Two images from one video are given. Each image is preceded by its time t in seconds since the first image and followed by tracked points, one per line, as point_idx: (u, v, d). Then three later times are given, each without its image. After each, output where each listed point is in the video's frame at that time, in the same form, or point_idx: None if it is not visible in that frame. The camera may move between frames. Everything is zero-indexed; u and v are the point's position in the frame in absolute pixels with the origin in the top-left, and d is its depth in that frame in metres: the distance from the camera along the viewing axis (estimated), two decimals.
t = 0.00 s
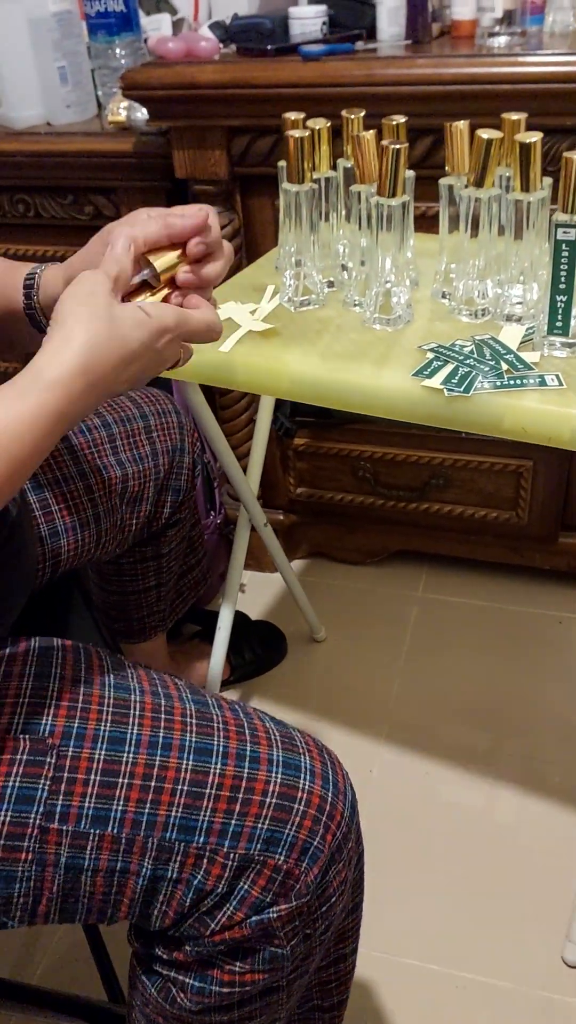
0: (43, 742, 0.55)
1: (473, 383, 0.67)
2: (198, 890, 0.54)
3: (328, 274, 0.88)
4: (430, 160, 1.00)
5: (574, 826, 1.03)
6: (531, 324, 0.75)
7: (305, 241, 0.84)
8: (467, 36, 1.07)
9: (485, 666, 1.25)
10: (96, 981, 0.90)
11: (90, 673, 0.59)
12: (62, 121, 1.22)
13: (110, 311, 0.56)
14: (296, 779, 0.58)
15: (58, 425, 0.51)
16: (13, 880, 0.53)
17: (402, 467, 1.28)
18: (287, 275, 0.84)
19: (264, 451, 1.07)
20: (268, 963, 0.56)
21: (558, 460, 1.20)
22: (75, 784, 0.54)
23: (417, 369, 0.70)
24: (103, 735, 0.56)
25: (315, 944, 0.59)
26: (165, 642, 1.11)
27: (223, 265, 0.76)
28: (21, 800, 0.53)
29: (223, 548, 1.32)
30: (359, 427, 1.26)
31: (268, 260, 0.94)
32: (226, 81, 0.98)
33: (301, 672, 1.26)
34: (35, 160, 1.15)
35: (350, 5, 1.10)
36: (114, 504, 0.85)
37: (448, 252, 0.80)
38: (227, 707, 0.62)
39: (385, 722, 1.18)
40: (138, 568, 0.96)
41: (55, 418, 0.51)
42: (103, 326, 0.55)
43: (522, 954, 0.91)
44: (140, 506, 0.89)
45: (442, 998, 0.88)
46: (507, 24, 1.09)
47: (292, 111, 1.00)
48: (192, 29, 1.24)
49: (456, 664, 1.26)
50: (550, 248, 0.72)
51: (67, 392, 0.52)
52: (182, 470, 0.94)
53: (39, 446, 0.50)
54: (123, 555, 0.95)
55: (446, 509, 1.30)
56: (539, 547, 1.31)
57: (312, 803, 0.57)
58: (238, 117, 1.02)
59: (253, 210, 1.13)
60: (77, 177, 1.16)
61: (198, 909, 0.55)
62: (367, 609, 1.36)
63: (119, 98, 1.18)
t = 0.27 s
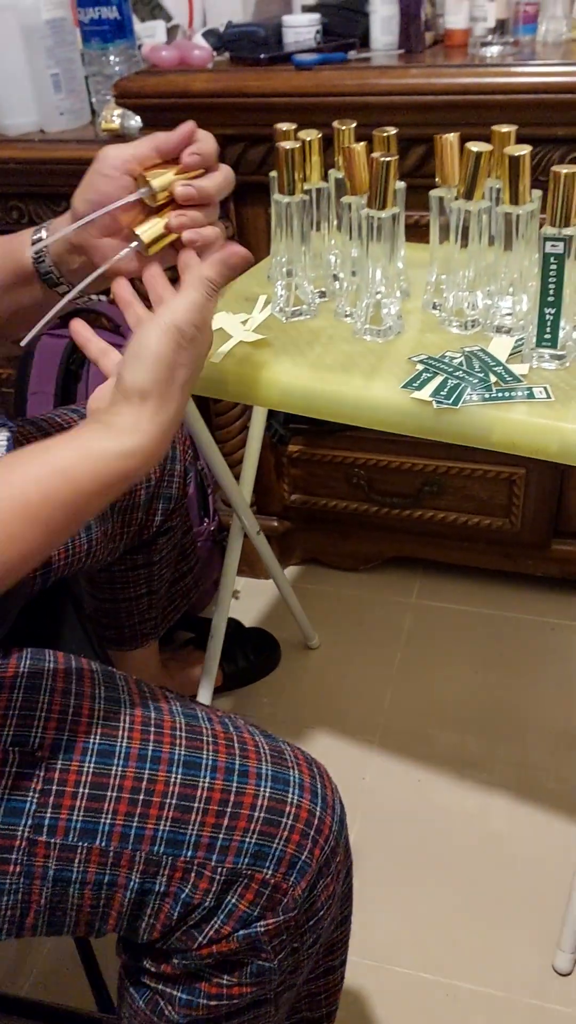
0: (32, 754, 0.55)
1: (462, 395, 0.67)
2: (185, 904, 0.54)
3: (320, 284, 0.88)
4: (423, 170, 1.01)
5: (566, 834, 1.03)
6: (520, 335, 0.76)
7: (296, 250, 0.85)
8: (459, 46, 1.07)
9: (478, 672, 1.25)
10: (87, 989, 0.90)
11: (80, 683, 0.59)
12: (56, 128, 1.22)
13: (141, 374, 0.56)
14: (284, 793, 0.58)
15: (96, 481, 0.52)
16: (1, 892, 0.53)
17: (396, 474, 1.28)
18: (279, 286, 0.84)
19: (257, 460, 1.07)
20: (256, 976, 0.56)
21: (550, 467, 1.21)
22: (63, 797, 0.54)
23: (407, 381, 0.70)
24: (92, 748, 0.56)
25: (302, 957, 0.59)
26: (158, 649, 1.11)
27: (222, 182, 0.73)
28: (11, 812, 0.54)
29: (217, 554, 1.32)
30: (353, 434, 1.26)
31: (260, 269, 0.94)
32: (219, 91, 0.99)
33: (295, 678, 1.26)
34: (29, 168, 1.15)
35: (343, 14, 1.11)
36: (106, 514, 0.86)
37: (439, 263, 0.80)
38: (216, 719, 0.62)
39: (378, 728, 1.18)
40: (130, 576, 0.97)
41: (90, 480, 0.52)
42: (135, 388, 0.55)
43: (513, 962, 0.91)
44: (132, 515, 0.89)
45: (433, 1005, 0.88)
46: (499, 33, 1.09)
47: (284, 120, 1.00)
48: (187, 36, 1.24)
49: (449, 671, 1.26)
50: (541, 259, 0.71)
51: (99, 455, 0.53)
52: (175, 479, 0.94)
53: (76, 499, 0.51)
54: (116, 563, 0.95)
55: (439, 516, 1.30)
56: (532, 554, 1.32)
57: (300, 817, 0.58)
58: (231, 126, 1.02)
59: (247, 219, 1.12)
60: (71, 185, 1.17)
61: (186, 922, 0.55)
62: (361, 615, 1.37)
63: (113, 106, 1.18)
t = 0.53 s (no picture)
0: (23, 758, 0.54)
1: (452, 401, 0.67)
2: (173, 912, 0.54)
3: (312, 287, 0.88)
4: (415, 174, 1.00)
5: (558, 839, 1.03)
6: (511, 340, 0.75)
7: (287, 254, 0.84)
8: (452, 50, 1.07)
9: (471, 676, 1.25)
10: (78, 996, 0.89)
11: (72, 689, 0.59)
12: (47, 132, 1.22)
13: (102, 285, 0.58)
14: (273, 802, 0.58)
15: (66, 376, 0.54)
16: None
17: (389, 478, 1.28)
18: (270, 289, 0.84)
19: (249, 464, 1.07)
20: (243, 985, 0.56)
21: (543, 472, 1.21)
22: (53, 801, 0.54)
23: (398, 386, 0.70)
24: (82, 753, 0.56)
25: (291, 967, 0.59)
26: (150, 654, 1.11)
27: (204, 269, 0.70)
28: None
29: (210, 558, 1.32)
30: (345, 438, 1.26)
31: (252, 274, 0.94)
32: (211, 95, 0.99)
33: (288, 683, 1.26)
34: (21, 171, 1.15)
35: (336, 18, 1.11)
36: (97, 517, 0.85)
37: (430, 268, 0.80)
38: (207, 727, 0.61)
39: (371, 733, 1.17)
40: (121, 580, 0.96)
41: (62, 380, 0.53)
42: (99, 293, 0.58)
43: (505, 967, 0.91)
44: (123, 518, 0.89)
45: (425, 1011, 0.88)
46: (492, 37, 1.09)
47: (276, 124, 1.00)
48: (179, 41, 1.24)
49: (442, 675, 1.25)
50: (530, 265, 0.71)
51: (69, 348, 0.54)
52: (167, 483, 0.94)
53: (51, 391, 0.53)
54: (107, 567, 0.95)
55: (432, 520, 1.30)
56: (525, 558, 1.31)
57: (289, 826, 0.57)
58: (223, 130, 1.02)
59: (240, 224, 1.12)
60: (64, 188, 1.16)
61: (173, 930, 0.55)
62: (354, 619, 1.36)
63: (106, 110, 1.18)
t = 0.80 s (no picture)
0: (18, 759, 0.54)
1: (447, 401, 0.67)
2: (169, 914, 0.54)
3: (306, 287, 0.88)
4: (409, 174, 1.00)
5: (552, 839, 1.03)
6: (505, 340, 0.76)
7: (282, 254, 0.84)
8: (446, 51, 1.07)
9: (465, 677, 1.25)
10: (71, 998, 0.89)
11: (68, 691, 0.59)
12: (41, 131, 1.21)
13: (114, 350, 0.51)
14: (270, 804, 0.58)
15: (58, 455, 0.47)
16: None
17: (383, 479, 1.28)
18: (265, 289, 0.84)
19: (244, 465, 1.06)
20: (238, 987, 0.56)
21: (537, 473, 1.21)
22: (49, 803, 0.53)
23: (393, 386, 0.70)
24: (78, 754, 0.55)
25: (286, 969, 0.58)
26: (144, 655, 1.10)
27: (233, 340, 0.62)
28: None
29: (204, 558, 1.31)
30: (340, 438, 1.26)
31: (247, 274, 0.94)
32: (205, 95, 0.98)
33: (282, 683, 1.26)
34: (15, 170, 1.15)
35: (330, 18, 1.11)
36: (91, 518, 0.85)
37: (425, 268, 0.80)
38: (202, 728, 0.61)
39: (365, 733, 1.17)
40: (115, 580, 0.96)
41: (54, 450, 0.47)
42: (106, 363, 0.50)
43: (500, 967, 0.91)
44: (117, 518, 0.88)
45: (420, 1011, 0.88)
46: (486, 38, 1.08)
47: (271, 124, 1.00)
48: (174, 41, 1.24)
49: (436, 676, 1.25)
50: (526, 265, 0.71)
51: (65, 419, 0.48)
52: (161, 483, 0.94)
53: (44, 468, 0.46)
54: (101, 566, 0.94)
55: (426, 521, 1.30)
56: (518, 559, 1.32)
57: (285, 828, 0.57)
58: (218, 130, 1.02)
59: (234, 223, 1.12)
60: (57, 187, 1.16)
61: (168, 932, 0.54)
62: (349, 620, 1.36)
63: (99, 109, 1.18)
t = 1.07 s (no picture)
0: (10, 763, 0.54)
1: (441, 402, 0.67)
2: (160, 919, 0.54)
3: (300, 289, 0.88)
4: (403, 175, 1.01)
5: (546, 840, 1.03)
6: (499, 342, 0.76)
7: (275, 255, 0.84)
8: (440, 53, 1.06)
9: (458, 677, 1.25)
10: (63, 1002, 0.88)
11: (61, 693, 0.58)
12: (35, 132, 1.21)
13: (85, 538, 0.51)
14: (262, 808, 0.58)
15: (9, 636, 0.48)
16: None
17: (377, 480, 1.28)
18: (259, 291, 0.84)
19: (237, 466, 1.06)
20: (230, 992, 0.55)
21: (530, 474, 1.21)
22: (40, 807, 0.53)
23: (387, 387, 0.70)
24: (70, 757, 0.55)
25: (278, 974, 0.58)
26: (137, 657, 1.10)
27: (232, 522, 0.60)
28: None
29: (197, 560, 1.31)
30: (333, 440, 1.26)
31: (241, 274, 0.94)
32: (199, 95, 0.98)
33: (275, 685, 1.25)
34: (8, 170, 1.15)
35: (324, 19, 1.11)
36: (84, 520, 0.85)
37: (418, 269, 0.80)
38: (196, 731, 0.61)
39: (358, 733, 1.17)
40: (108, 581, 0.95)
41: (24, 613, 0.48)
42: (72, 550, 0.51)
43: (494, 968, 0.91)
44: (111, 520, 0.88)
45: (414, 1013, 0.88)
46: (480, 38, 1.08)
47: (264, 125, 1.00)
48: (168, 41, 1.24)
49: (430, 678, 1.25)
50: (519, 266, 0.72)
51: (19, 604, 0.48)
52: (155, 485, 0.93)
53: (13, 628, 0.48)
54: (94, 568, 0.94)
55: (420, 522, 1.30)
56: (512, 560, 1.32)
57: (277, 832, 0.57)
58: (211, 131, 1.02)
59: (227, 224, 1.12)
60: (50, 187, 1.16)
61: (160, 937, 0.54)
62: (342, 622, 1.36)
63: (93, 109, 1.18)
